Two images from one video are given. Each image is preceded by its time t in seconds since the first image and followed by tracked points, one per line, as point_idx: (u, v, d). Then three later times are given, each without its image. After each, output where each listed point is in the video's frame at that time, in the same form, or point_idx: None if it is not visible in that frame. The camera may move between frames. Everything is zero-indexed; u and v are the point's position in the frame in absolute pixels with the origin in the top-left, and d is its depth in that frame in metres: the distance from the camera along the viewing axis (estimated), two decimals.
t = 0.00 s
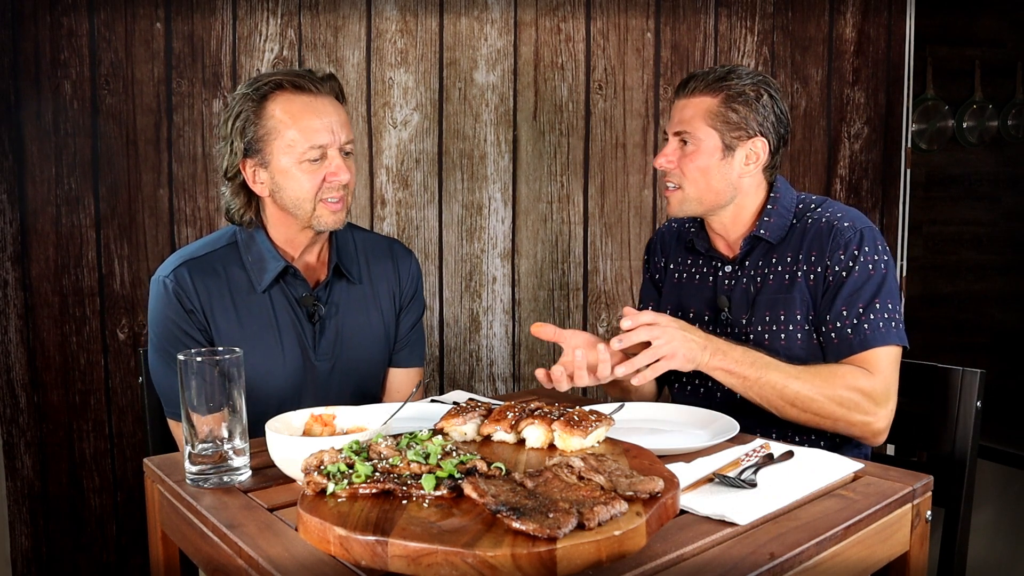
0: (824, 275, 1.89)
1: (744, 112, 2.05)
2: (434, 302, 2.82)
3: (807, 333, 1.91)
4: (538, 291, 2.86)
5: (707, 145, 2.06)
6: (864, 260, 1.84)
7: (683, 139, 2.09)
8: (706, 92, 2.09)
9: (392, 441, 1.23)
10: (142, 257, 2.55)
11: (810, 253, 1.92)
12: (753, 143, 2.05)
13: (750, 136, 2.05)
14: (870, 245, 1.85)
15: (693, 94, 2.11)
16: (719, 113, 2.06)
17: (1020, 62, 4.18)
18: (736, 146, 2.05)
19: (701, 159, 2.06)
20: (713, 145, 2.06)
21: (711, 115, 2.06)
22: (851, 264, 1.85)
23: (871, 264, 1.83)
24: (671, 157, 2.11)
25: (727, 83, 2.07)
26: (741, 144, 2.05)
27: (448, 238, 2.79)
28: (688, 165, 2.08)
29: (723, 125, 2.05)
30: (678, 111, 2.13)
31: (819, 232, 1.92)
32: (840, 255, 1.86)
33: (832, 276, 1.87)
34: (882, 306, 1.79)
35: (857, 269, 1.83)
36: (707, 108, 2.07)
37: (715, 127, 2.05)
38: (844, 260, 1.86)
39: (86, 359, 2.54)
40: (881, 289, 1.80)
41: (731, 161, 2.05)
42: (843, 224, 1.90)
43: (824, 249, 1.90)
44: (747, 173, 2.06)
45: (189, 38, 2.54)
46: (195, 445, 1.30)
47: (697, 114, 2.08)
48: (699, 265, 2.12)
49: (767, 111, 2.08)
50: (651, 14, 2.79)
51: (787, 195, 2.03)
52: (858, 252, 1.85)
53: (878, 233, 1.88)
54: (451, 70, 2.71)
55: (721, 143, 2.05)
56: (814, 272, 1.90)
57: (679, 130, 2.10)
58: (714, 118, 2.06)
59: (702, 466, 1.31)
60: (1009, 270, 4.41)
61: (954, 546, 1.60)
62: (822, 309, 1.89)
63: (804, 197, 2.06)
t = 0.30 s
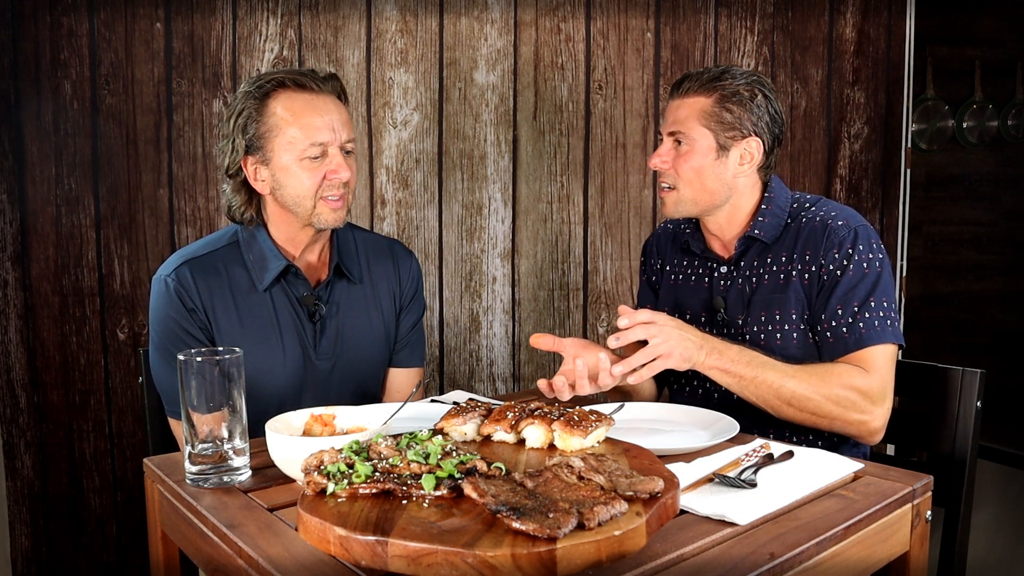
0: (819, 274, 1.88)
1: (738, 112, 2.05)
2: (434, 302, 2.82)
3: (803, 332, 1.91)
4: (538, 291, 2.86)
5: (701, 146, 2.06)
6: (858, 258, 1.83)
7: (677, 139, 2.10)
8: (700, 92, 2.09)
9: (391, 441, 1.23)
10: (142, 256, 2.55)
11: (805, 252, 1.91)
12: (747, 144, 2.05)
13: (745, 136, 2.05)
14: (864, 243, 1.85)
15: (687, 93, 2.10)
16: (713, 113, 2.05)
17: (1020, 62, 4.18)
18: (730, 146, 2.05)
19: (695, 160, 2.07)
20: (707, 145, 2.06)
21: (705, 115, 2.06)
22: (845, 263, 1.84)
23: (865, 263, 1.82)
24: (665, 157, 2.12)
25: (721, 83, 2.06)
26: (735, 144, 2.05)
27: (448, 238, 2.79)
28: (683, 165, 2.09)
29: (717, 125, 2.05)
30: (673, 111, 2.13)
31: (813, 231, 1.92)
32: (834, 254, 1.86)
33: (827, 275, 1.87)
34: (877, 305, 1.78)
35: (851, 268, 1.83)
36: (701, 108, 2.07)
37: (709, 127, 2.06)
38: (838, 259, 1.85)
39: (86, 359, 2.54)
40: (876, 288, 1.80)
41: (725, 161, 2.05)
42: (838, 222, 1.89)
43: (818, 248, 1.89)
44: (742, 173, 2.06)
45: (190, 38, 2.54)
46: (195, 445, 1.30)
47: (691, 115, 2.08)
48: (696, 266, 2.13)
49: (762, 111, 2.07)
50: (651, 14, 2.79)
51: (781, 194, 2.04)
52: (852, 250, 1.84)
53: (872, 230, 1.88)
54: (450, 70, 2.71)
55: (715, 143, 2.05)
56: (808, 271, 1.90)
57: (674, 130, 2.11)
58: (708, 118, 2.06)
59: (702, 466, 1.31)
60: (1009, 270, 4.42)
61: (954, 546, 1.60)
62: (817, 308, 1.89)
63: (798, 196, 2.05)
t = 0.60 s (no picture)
0: (816, 274, 1.88)
1: (735, 112, 2.05)
2: (434, 302, 2.82)
3: (800, 332, 1.91)
4: (538, 291, 2.86)
5: (698, 145, 2.07)
6: (856, 258, 1.83)
7: (674, 139, 2.10)
8: (697, 92, 2.09)
9: (391, 441, 1.23)
10: (142, 256, 2.55)
11: (802, 252, 1.91)
12: (744, 143, 2.05)
13: (742, 136, 2.05)
14: (862, 243, 1.85)
15: (684, 93, 2.11)
16: (709, 113, 2.06)
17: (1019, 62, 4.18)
18: (727, 145, 2.05)
19: (693, 160, 2.07)
20: (704, 145, 2.06)
21: (702, 115, 2.06)
22: (843, 263, 1.84)
23: (863, 262, 1.82)
24: (663, 157, 2.12)
25: (717, 83, 2.07)
26: (732, 144, 2.05)
27: (448, 238, 2.79)
28: (681, 165, 2.09)
29: (715, 124, 2.05)
30: (670, 111, 2.13)
31: (810, 231, 1.92)
32: (831, 254, 1.86)
33: (824, 275, 1.87)
34: (874, 305, 1.78)
35: (848, 267, 1.83)
36: (698, 108, 2.07)
37: (706, 127, 2.06)
38: (835, 258, 1.85)
39: (86, 359, 2.54)
40: (874, 287, 1.80)
41: (722, 161, 2.05)
42: (835, 222, 1.89)
43: (815, 247, 1.89)
44: (739, 173, 2.06)
45: (190, 38, 2.54)
46: (195, 445, 1.30)
47: (688, 114, 2.08)
48: (694, 266, 2.13)
49: (758, 111, 2.07)
50: (651, 14, 2.79)
51: (778, 194, 2.04)
52: (849, 250, 1.84)
53: (869, 230, 1.88)
54: (450, 70, 2.71)
55: (712, 143, 2.05)
56: (806, 270, 1.90)
57: (671, 130, 2.11)
58: (705, 118, 2.06)
59: (702, 466, 1.31)
60: (1009, 270, 4.42)
61: (954, 546, 1.60)
62: (814, 308, 1.89)
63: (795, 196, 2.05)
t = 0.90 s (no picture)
0: (816, 274, 1.88)
1: (729, 115, 2.05)
2: (434, 302, 2.82)
3: (801, 333, 1.91)
4: (538, 291, 2.86)
5: (693, 149, 2.06)
6: (856, 257, 1.83)
7: (669, 143, 2.10)
8: (691, 96, 2.09)
9: (392, 441, 1.23)
10: (142, 256, 2.55)
11: (801, 252, 1.91)
12: (740, 145, 2.05)
13: (738, 138, 2.05)
14: (861, 243, 1.85)
15: (678, 96, 2.11)
16: (705, 116, 2.06)
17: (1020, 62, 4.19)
18: (723, 148, 2.05)
19: (688, 163, 2.07)
20: (700, 148, 2.06)
21: (698, 119, 2.06)
22: (843, 263, 1.84)
23: (863, 262, 1.82)
24: (658, 161, 2.11)
25: (712, 86, 2.07)
26: (728, 147, 2.05)
27: (448, 238, 2.79)
28: (677, 168, 2.08)
29: (710, 128, 2.05)
30: (665, 113, 2.13)
31: (809, 231, 1.92)
32: (831, 254, 1.86)
33: (824, 275, 1.87)
34: (876, 305, 1.78)
35: (849, 267, 1.82)
36: (694, 112, 2.07)
37: (701, 130, 2.06)
38: (835, 258, 1.85)
39: (86, 359, 2.54)
40: (875, 287, 1.80)
41: (718, 163, 2.05)
42: (834, 222, 1.89)
43: (814, 248, 1.89)
44: (735, 176, 2.06)
45: (190, 38, 2.54)
46: (195, 445, 1.30)
47: (683, 118, 2.08)
48: (694, 268, 2.13)
49: (752, 113, 2.08)
50: (651, 14, 2.79)
51: (776, 194, 2.04)
52: (849, 250, 1.84)
53: (868, 230, 1.88)
54: (451, 70, 2.71)
55: (708, 146, 2.05)
56: (806, 271, 1.90)
57: (665, 134, 2.11)
58: (700, 121, 2.06)
59: (702, 466, 1.31)
60: (1009, 270, 4.42)
61: (954, 546, 1.60)
62: (815, 309, 1.88)
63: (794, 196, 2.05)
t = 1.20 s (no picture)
0: (816, 274, 1.88)
1: (722, 117, 2.05)
2: (434, 302, 2.82)
3: (801, 333, 1.91)
4: (538, 291, 2.86)
5: (686, 152, 2.06)
6: (856, 255, 1.82)
7: (662, 146, 2.10)
8: (683, 98, 2.09)
9: (392, 441, 1.23)
10: (142, 256, 2.56)
11: (801, 252, 1.91)
12: (732, 148, 2.04)
13: (729, 140, 2.04)
14: (860, 241, 1.84)
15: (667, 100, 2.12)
16: (697, 119, 2.06)
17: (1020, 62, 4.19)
18: (716, 151, 2.04)
19: (681, 166, 2.07)
20: (693, 150, 2.06)
21: (689, 122, 2.06)
22: (843, 261, 1.83)
23: (864, 260, 1.82)
24: (651, 165, 2.11)
25: (703, 89, 2.07)
26: (721, 150, 2.05)
27: (448, 238, 2.79)
28: (670, 171, 2.08)
29: (702, 130, 2.05)
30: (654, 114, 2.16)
31: (808, 230, 1.92)
32: (830, 253, 1.86)
33: (824, 275, 1.86)
34: (878, 302, 1.77)
35: (849, 266, 1.82)
36: (685, 115, 2.07)
37: (694, 133, 2.06)
38: (835, 257, 1.85)
39: (86, 359, 2.54)
40: (877, 284, 1.79)
41: (712, 166, 2.05)
42: (833, 221, 1.89)
43: (814, 247, 1.89)
44: (728, 178, 2.06)
45: (190, 38, 2.54)
46: (195, 445, 1.30)
47: (675, 121, 2.08)
48: (694, 269, 2.13)
49: (745, 115, 2.07)
50: (651, 14, 2.79)
51: (773, 194, 2.04)
52: (849, 248, 1.84)
53: (868, 227, 1.88)
54: (451, 70, 2.71)
55: (700, 149, 2.05)
56: (805, 271, 1.90)
57: (658, 137, 2.11)
58: (692, 123, 2.06)
59: (702, 466, 1.31)
60: (1009, 270, 4.42)
61: (954, 546, 1.60)
62: (816, 308, 1.88)
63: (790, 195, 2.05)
